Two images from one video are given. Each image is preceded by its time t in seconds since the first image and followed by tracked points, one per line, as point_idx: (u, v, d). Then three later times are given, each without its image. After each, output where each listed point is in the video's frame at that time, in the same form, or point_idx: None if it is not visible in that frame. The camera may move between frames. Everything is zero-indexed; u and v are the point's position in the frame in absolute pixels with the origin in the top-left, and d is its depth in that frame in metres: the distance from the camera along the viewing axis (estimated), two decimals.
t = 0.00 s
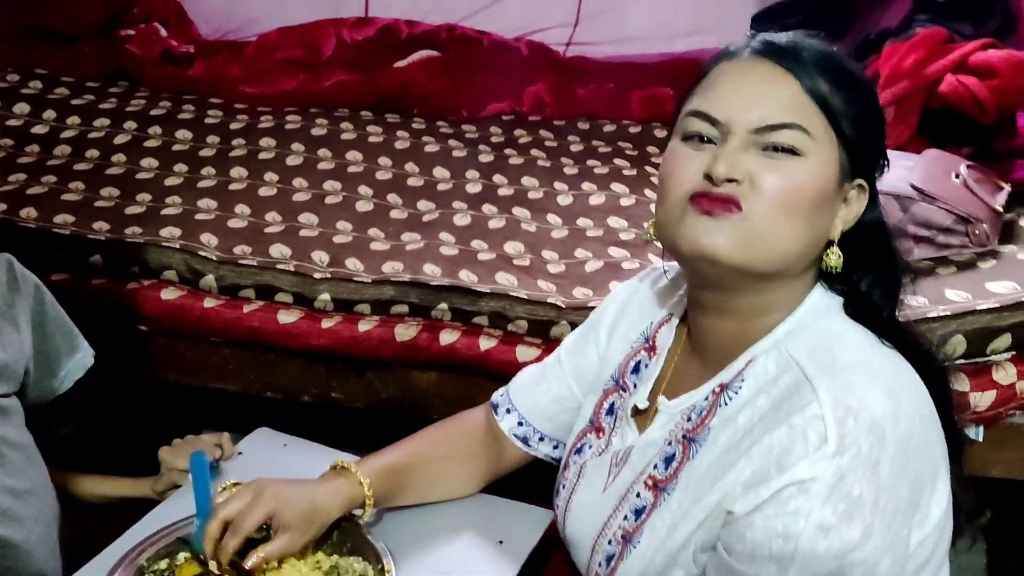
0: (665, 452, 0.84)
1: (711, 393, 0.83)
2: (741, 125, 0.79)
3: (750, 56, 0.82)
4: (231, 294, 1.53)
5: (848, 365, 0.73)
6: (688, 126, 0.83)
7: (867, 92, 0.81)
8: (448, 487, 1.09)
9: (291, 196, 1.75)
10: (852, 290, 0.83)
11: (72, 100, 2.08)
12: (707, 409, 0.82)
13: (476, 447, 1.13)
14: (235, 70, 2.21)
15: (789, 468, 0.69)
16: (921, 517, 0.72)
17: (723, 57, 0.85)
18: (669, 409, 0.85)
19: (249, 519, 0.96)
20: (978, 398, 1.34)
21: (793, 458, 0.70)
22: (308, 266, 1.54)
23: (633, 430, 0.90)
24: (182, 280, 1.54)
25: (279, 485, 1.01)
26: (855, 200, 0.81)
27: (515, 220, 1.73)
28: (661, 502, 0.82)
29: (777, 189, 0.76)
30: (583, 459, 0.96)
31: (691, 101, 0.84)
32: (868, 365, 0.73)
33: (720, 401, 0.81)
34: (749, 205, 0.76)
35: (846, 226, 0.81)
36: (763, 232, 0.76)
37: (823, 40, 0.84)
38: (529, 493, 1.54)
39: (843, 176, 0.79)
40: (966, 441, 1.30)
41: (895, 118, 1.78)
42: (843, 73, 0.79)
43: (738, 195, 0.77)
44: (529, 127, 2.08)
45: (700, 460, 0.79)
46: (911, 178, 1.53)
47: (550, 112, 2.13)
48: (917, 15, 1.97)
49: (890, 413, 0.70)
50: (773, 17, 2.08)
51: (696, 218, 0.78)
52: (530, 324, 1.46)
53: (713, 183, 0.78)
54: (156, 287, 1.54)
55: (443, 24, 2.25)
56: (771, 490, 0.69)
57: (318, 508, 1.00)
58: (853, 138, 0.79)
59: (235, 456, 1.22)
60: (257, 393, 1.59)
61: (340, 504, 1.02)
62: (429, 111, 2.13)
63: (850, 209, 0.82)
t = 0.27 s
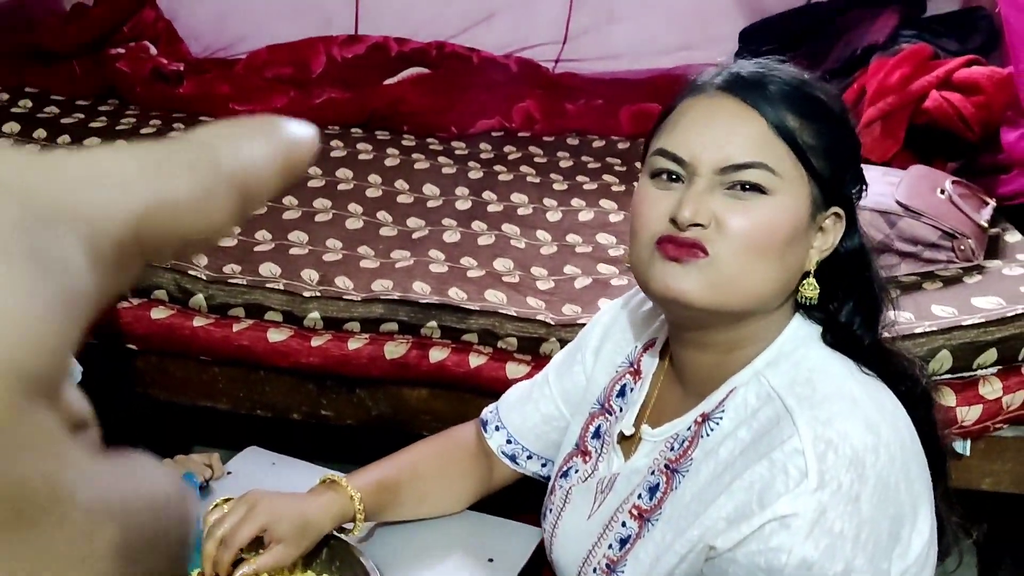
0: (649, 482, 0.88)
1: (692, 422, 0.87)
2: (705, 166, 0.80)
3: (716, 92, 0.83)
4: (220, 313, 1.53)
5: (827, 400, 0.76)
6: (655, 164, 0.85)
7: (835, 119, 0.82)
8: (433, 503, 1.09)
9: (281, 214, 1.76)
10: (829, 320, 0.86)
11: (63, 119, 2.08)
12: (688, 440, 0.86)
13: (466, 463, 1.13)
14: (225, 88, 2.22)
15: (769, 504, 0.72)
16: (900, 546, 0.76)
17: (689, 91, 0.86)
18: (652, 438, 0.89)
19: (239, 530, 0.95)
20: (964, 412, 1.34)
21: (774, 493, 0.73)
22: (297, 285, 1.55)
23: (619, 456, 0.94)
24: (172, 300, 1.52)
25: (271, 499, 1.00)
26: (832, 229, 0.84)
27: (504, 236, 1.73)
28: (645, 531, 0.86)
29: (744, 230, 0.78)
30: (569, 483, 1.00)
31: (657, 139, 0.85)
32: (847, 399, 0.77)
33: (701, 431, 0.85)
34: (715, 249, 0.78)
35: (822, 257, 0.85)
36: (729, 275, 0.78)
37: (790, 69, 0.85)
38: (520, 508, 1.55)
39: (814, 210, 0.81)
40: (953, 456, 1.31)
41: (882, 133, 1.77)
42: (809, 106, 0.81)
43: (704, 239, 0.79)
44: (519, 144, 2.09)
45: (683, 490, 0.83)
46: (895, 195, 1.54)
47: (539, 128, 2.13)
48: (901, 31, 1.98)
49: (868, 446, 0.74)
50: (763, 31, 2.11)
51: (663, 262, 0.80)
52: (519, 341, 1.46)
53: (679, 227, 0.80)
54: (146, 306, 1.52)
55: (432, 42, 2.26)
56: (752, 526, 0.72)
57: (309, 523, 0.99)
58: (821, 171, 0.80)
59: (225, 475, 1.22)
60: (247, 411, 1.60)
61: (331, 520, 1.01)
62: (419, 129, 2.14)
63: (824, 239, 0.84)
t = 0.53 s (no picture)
0: (635, 488, 0.88)
1: (678, 429, 0.87)
2: (685, 173, 0.80)
3: (698, 96, 0.83)
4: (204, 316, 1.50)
5: (812, 409, 0.77)
6: (636, 168, 0.84)
7: (821, 122, 0.81)
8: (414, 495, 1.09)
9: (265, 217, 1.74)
10: (814, 326, 0.86)
11: (46, 122, 2.06)
12: (673, 446, 0.86)
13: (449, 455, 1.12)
14: (210, 91, 2.20)
15: (754, 515, 0.73)
16: (885, 555, 0.77)
17: (673, 93, 0.85)
18: (638, 444, 0.89)
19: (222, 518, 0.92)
20: (952, 411, 1.34)
21: (759, 504, 0.73)
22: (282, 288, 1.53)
23: (605, 461, 0.93)
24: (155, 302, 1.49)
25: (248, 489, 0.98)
26: (819, 233, 0.84)
27: (491, 238, 1.73)
28: (630, 538, 0.86)
29: (724, 237, 0.78)
30: (556, 486, 0.99)
31: (638, 142, 0.85)
32: (832, 408, 0.77)
33: (686, 438, 0.85)
34: (693, 257, 0.78)
35: (806, 262, 0.84)
36: (707, 284, 0.78)
37: (777, 70, 0.84)
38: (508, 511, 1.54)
39: (796, 217, 0.80)
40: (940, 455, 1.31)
41: (870, 132, 1.76)
42: (792, 110, 0.80)
43: (683, 247, 0.79)
44: (506, 145, 2.08)
45: (668, 497, 0.83)
46: (883, 193, 1.53)
47: (526, 130, 2.13)
48: (887, 30, 1.98)
49: (853, 458, 0.74)
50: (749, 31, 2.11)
51: (642, 268, 0.80)
52: (506, 343, 1.45)
53: (656, 235, 0.80)
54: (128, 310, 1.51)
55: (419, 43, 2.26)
56: (736, 538, 0.73)
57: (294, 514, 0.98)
58: (805, 176, 0.80)
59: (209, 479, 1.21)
60: (232, 416, 1.58)
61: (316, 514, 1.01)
62: (406, 131, 2.13)
63: (809, 245, 0.84)
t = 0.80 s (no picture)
0: (622, 497, 0.88)
1: (664, 437, 0.87)
2: (670, 182, 0.80)
3: (680, 105, 0.83)
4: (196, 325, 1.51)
5: (798, 417, 0.77)
6: (621, 177, 0.84)
7: (803, 130, 0.82)
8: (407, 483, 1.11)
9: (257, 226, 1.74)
10: (801, 334, 0.86)
11: (37, 131, 2.06)
12: (660, 454, 0.86)
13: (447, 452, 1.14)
14: (201, 99, 2.20)
15: (742, 524, 0.73)
16: (873, 561, 0.77)
17: (655, 102, 0.86)
18: (625, 453, 0.89)
19: (225, 424, 0.94)
20: (944, 416, 1.34)
21: (746, 513, 0.74)
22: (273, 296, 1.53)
23: (593, 469, 0.93)
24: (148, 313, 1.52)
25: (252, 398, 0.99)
26: (803, 241, 0.84)
27: (483, 245, 1.73)
28: (618, 547, 0.86)
29: (709, 246, 0.77)
30: (545, 494, 0.99)
31: (622, 151, 0.85)
32: (818, 415, 0.78)
33: (673, 446, 0.86)
34: (679, 265, 0.78)
35: (790, 270, 0.84)
36: (693, 292, 0.78)
37: (758, 79, 0.84)
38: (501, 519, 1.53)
39: (781, 225, 0.81)
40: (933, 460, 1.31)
41: (859, 138, 1.77)
42: (774, 119, 0.80)
43: (670, 256, 0.78)
44: (497, 152, 2.08)
45: (656, 505, 0.84)
46: (872, 199, 1.53)
47: (518, 136, 2.13)
48: (877, 35, 1.98)
49: (840, 465, 0.75)
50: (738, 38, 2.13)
51: (628, 277, 0.80)
52: (498, 351, 1.44)
53: (643, 244, 0.80)
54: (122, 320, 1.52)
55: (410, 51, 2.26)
56: (725, 547, 0.74)
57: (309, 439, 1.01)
58: (788, 185, 0.80)
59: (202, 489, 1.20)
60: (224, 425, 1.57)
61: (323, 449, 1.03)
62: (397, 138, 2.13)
63: (793, 253, 0.84)
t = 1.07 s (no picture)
0: (622, 498, 0.88)
1: (664, 438, 0.87)
2: (663, 183, 0.80)
3: (673, 107, 0.83)
4: (194, 331, 1.51)
5: (797, 415, 0.77)
6: (615, 180, 0.84)
7: (797, 131, 0.82)
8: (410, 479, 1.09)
9: (255, 231, 1.74)
10: (800, 335, 0.86)
11: (32, 137, 2.05)
12: (661, 456, 0.86)
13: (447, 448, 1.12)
14: (197, 105, 2.19)
15: (743, 523, 0.73)
16: (874, 559, 0.77)
17: (651, 105, 0.86)
18: (625, 455, 0.89)
19: (219, 426, 0.95)
20: (944, 417, 1.35)
21: (747, 512, 0.74)
22: (272, 301, 1.53)
23: (593, 471, 0.93)
24: (146, 319, 1.52)
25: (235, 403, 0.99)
26: (799, 242, 0.84)
27: (481, 250, 1.72)
28: (619, 549, 0.86)
29: (704, 247, 0.77)
30: (544, 497, 0.98)
31: (616, 154, 0.85)
32: (817, 414, 0.77)
33: (672, 447, 0.85)
34: (673, 268, 0.78)
35: (787, 271, 0.84)
36: (687, 294, 0.78)
37: (752, 81, 0.84)
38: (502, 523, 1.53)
39: (777, 226, 0.81)
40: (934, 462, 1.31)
41: (856, 141, 1.77)
42: (768, 120, 0.80)
43: (663, 258, 0.78)
44: (494, 156, 2.08)
45: (656, 507, 0.84)
46: (870, 202, 1.53)
47: (515, 140, 2.12)
48: (874, 38, 1.99)
49: (840, 462, 0.74)
50: (735, 42, 2.14)
51: (623, 280, 0.80)
52: (497, 355, 1.44)
53: (636, 246, 0.80)
54: (119, 326, 1.52)
55: (406, 56, 2.26)
56: (726, 547, 0.73)
57: (307, 426, 1.01)
58: (784, 186, 0.80)
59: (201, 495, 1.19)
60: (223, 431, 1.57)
61: (323, 437, 1.03)
62: (394, 143, 2.12)
63: (790, 254, 0.84)
